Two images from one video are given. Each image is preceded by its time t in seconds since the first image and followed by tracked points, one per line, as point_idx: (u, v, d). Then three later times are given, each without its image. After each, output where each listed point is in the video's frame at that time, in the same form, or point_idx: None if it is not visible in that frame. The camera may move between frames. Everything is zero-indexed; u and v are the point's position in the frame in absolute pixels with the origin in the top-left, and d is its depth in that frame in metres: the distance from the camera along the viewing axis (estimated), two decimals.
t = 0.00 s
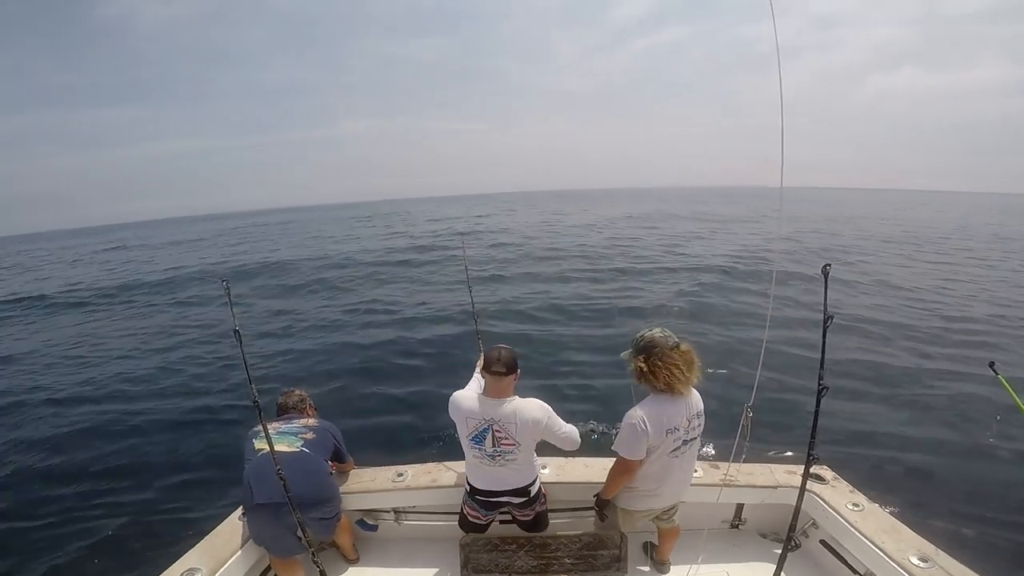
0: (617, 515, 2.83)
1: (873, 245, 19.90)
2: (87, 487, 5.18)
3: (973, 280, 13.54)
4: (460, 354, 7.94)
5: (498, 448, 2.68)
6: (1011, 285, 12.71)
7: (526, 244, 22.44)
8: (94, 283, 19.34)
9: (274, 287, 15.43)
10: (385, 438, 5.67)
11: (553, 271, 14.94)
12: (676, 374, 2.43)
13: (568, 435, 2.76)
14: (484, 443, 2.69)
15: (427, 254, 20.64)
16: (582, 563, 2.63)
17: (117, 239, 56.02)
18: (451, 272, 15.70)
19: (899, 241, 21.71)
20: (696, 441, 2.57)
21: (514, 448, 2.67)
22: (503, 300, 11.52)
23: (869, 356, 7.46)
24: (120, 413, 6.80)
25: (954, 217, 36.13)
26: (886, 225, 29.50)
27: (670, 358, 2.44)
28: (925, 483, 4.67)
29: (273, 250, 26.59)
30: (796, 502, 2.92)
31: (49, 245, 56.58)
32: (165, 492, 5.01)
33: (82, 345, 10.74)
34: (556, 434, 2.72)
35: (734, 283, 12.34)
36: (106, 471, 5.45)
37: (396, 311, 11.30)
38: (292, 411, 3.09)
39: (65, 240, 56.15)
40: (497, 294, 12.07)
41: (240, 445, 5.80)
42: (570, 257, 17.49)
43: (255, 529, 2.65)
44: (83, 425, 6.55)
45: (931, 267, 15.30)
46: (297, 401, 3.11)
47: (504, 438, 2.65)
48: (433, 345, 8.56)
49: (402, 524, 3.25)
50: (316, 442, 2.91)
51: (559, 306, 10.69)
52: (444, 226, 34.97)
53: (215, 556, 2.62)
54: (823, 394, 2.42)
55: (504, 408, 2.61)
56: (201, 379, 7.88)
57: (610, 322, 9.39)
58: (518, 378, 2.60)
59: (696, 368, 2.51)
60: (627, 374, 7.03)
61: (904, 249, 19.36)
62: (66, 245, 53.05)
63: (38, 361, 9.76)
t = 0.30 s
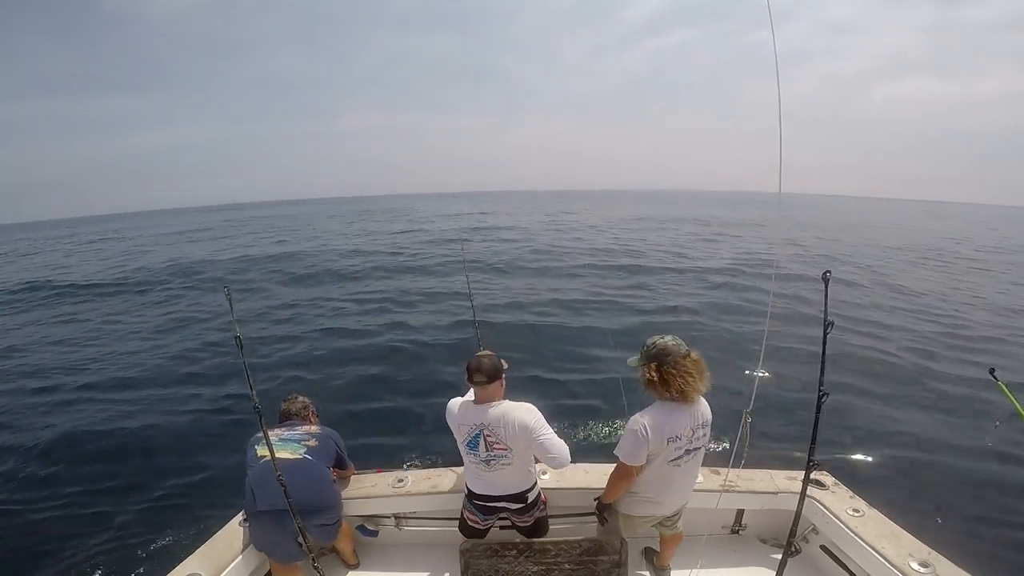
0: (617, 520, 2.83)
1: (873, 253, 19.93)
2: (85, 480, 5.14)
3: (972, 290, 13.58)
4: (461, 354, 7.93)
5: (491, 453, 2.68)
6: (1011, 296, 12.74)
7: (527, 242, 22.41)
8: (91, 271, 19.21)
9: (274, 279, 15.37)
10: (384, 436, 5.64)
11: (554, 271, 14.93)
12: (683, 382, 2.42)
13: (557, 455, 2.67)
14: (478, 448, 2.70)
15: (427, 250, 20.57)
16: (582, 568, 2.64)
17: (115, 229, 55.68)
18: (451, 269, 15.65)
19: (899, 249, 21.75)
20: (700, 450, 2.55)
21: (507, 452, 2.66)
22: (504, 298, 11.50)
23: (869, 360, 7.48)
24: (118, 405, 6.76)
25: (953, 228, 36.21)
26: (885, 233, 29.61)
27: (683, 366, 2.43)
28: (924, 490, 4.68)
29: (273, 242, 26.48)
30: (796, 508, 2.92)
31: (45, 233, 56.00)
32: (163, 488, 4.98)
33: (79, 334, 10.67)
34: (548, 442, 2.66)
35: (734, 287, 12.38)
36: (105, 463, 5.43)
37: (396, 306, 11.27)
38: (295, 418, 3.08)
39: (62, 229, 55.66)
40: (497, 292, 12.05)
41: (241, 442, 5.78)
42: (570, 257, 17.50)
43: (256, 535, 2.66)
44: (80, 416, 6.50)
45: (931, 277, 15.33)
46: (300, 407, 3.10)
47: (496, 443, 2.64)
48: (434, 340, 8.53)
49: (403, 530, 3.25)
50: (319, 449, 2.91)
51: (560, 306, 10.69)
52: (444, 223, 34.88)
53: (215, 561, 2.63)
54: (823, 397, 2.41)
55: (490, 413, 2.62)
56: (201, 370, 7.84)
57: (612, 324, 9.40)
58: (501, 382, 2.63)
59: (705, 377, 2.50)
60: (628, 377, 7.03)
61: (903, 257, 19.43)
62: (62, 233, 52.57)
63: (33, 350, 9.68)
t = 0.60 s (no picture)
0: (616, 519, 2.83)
1: (869, 254, 20.04)
2: (78, 469, 5.08)
3: (967, 294, 13.67)
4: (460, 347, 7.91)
5: (476, 456, 2.69)
6: (1005, 300, 12.85)
7: (526, 235, 22.35)
8: (85, 254, 19.01)
9: (271, 265, 15.26)
10: (381, 429, 5.61)
11: (553, 264, 14.89)
12: (686, 385, 2.42)
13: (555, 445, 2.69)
14: (464, 451, 2.72)
15: (425, 240, 20.45)
16: (580, 568, 2.64)
17: (110, 213, 55.02)
18: (449, 259, 15.57)
19: (896, 251, 21.87)
20: (700, 454, 2.55)
21: (492, 457, 2.66)
22: (502, 291, 11.45)
23: (863, 367, 7.56)
24: (112, 393, 6.69)
25: (947, 232, 36.49)
26: (881, 235, 29.74)
27: (688, 369, 2.43)
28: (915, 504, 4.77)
29: (269, 228, 26.27)
30: (793, 508, 2.93)
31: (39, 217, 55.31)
32: (159, 478, 4.94)
33: (72, 316, 10.54)
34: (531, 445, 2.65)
35: (732, 287, 12.41)
36: (98, 451, 5.38)
37: (395, 295, 11.20)
38: (294, 419, 3.07)
39: (56, 213, 54.99)
40: (496, 285, 12.03)
41: (237, 430, 5.73)
42: (569, 252, 17.47)
43: (255, 536, 2.65)
44: (73, 403, 6.44)
45: (926, 279, 15.43)
46: (300, 409, 3.09)
47: (480, 447, 2.65)
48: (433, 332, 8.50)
49: (401, 530, 3.25)
50: (319, 451, 2.90)
51: (559, 301, 10.67)
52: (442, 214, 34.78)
53: (213, 561, 2.62)
54: (820, 400, 2.44)
55: (473, 419, 2.62)
56: (197, 358, 7.77)
57: (611, 319, 9.40)
58: (485, 387, 2.61)
59: (708, 381, 2.48)
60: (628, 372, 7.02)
61: (900, 259, 19.52)
62: (55, 215, 51.84)
63: (25, 331, 9.55)
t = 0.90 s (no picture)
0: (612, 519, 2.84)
1: (864, 253, 20.13)
2: (68, 457, 5.01)
3: (962, 292, 13.75)
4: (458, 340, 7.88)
5: (478, 454, 2.67)
6: (999, 300, 12.94)
7: (523, 228, 22.31)
8: (79, 241, 18.83)
9: (266, 254, 15.12)
10: (377, 422, 5.58)
11: (551, 258, 14.85)
12: (687, 387, 2.43)
13: (544, 451, 2.76)
14: (465, 448, 2.69)
15: (422, 232, 20.36)
16: (577, 567, 2.64)
17: (106, 202, 54.54)
18: (447, 251, 15.50)
19: (891, 250, 21.98)
20: (697, 456, 2.56)
21: (493, 454, 2.66)
22: (499, 284, 11.41)
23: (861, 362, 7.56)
24: (104, 380, 6.61)
25: (942, 233, 36.70)
26: (877, 234, 29.87)
27: (688, 371, 2.44)
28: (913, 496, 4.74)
29: (265, 218, 26.08)
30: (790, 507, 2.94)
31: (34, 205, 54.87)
32: (150, 466, 4.88)
33: (62, 302, 10.40)
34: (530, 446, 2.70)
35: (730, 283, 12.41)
36: (88, 441, 5.31)
37: (392, 287, 11.14)
38: (291, 420, 3.06)
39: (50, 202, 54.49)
40: (493, 279, 11.99)
41: (230, 420, 5.68)
42: (567, 246, 17.43)
43: (252, 536, 2.64)
44: (64, 390, 6.36)
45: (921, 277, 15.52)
46: (297, 410, 3.08)
47: (482, 444, 2.64)
48: (430, 325, 8.47)
49: (397, 530, 3.24)
50: (317, 452, 2.89)
51: (557, 295, 10.65)
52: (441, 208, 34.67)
53: (209, 561, 2.61)
54: (814, 398, 2.44)
55: (482, 415, 2.62)
56: (190, 347, 7.69)
57: (608, 314, 9.38)
58: (497, 383, 2.66)
59: (708, 383, 2.49)
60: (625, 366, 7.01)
61: (895, 258, 19.61)
62: (48, 203, 51.32)
63: (15, 317, 9.41)
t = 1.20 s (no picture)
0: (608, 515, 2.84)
1: (859, 251, 20.26)
2: (59, 452, 4.95)
3: (955, 289, 13.86)
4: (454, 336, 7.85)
5: (488, 442, 2.67)
6: (991, 297, 13.06)
7: (520, 224, 22.25)
8: (70, 234, 18.61)
9: (260, 247, 14.99)
10: (372, 417, 5.55)
11: (548, 253, 14.83)
12: (684, 383, 2.43)
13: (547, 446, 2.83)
14: (474, 438, 2.68)
15: (417, 227, 20.26)
16: (574, 564, 2.65)
17: (97, 195, 53.88)
18: (443, 246, 15.43)
19: (885, 249, 22.12)
20: (692, 451, 2.56)
21: (505, 443, 2.68)
22: (496, 280, 11.37)
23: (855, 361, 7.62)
24: (95, 373, 6.53)
25: (935, 231, 37.00)
26: (871, 232, 30.07)
27: (683, 367, 2.43)
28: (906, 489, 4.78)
29: (259, 212, 25.83)
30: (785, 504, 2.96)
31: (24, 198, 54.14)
32: (143, 460, 4.84)
33: (53, 293, 10.28)
34: (539, 439, 2.78)
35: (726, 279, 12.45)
36: (80, 434, 5.26)
37: (388, 281, 11.08)
38: (287, 416, 3.02)
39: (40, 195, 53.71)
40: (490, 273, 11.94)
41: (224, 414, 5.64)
42: (564, 241, 17.41)
43: (248, 533, 2.62)
44: (55, 383, 6.27)
45: (914, 274, 15.63)
46: (293, 406, 3.04)
47: (495, 432, 2.66)
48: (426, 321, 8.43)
49: (394, 525, 3.24)
50: (316, 448, 2.87)
51: (553, 290, 10.64)
52: (436, 203, 34.53)
53: (204, 557, 2.59)
54: (811, 394, 2.45)
55: (498, 402, 2.68)
56: (183, 339, 7.61)
57: (605, 309, 9.38)
58: (512, 377, 2.70)
59: (704, 378, 2.49)
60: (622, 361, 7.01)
61: (889, 256, 19.75)
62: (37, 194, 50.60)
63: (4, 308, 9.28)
